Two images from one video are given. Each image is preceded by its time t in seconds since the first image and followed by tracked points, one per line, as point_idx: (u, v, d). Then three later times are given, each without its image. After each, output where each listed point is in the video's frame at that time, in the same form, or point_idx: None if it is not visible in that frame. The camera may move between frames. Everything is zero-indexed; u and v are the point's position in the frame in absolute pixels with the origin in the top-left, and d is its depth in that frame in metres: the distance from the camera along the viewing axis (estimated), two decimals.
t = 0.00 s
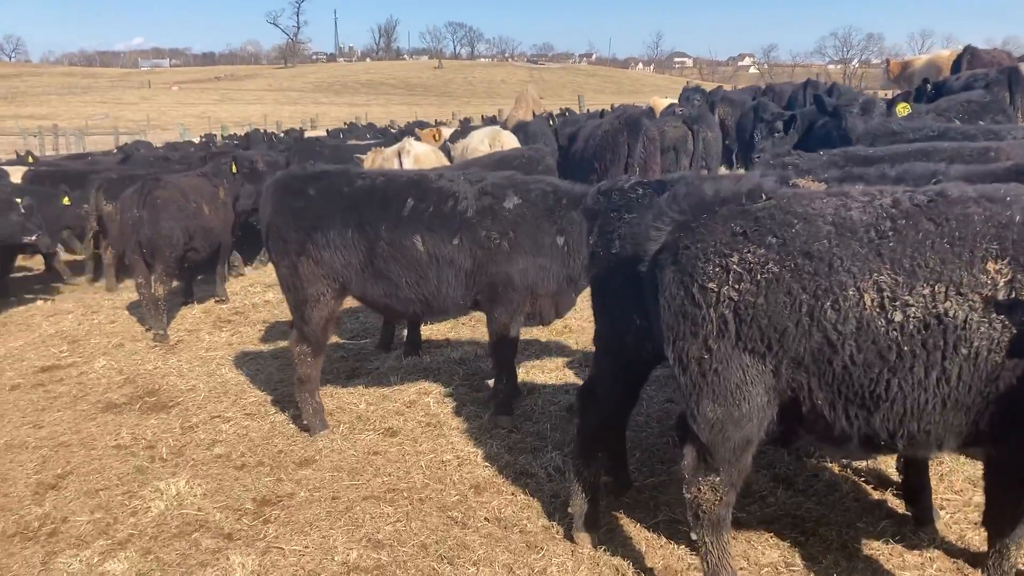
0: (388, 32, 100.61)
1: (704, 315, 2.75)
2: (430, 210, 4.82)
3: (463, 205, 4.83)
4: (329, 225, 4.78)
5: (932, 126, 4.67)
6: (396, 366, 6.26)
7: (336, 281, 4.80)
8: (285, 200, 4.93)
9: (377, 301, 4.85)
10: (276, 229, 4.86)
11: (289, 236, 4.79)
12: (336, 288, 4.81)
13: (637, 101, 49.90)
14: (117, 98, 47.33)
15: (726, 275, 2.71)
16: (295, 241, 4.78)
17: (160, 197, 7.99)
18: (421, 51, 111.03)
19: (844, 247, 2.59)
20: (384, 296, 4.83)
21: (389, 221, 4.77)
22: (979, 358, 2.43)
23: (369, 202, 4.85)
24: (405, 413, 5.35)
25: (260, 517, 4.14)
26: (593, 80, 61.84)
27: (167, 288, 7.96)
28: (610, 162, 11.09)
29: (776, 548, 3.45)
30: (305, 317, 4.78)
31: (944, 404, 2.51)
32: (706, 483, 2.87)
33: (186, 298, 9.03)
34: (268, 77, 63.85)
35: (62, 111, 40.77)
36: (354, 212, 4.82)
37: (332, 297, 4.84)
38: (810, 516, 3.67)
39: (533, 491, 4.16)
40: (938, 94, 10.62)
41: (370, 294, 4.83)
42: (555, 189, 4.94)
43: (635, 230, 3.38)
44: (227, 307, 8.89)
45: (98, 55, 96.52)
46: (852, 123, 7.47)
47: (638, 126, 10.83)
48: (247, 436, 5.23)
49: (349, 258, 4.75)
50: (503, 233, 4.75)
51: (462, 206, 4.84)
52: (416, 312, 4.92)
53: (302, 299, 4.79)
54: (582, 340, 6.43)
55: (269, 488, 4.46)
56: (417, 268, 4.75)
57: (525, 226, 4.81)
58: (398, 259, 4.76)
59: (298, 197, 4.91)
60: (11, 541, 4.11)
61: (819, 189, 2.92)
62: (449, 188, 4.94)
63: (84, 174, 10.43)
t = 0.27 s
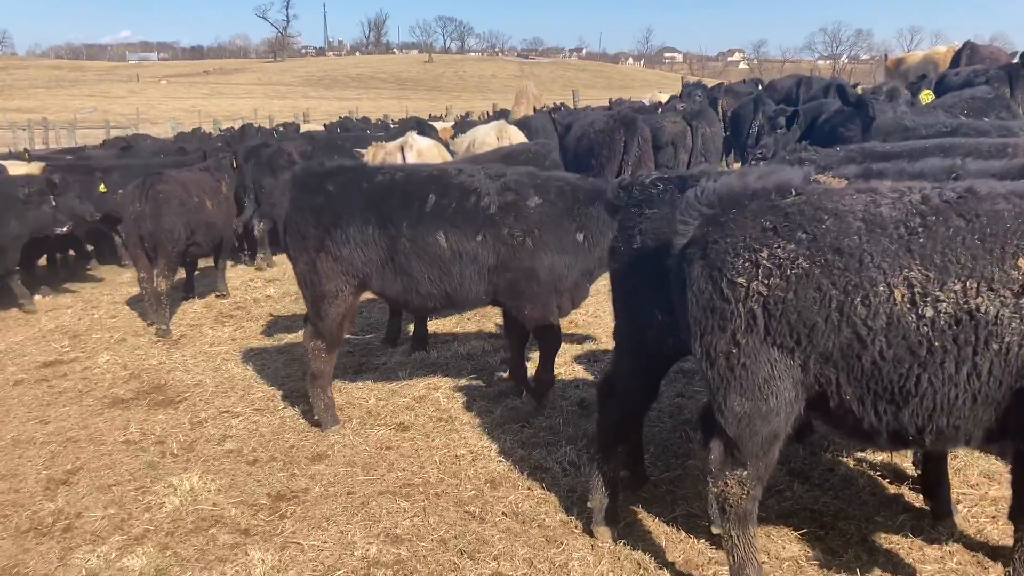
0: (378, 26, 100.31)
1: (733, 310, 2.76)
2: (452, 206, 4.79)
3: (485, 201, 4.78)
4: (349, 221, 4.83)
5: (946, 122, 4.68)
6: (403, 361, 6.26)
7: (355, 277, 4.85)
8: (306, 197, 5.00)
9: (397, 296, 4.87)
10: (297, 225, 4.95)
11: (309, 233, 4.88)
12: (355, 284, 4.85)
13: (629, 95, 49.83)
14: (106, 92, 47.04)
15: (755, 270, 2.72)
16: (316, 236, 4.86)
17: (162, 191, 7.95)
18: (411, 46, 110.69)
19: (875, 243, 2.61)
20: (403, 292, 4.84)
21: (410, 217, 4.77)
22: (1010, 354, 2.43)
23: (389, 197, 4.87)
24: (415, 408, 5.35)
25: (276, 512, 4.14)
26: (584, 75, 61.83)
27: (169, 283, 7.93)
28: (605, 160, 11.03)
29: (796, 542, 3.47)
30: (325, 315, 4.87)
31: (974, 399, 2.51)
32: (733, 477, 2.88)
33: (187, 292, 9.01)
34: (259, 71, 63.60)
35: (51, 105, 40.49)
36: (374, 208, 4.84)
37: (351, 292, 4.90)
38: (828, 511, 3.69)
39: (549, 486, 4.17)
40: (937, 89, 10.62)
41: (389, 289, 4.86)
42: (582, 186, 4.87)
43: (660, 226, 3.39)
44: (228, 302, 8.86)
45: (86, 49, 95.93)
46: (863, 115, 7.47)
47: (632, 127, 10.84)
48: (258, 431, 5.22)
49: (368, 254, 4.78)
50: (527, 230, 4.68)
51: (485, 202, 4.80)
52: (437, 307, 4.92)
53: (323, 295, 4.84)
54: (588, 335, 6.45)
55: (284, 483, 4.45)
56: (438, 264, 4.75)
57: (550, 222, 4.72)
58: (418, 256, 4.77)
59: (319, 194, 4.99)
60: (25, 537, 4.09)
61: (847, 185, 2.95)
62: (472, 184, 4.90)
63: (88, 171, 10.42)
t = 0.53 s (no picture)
0: (367, 20, 99.95)
1: (754, 302, 2.78)
2: (476, 202, 4.95)
3: (508, 197, 4.96)
4: (370, 217, 4.87)
5: (952, 117, 4.69)
6: (405, 355, 6.25)
7: (373, 271, 4.90)
8: (323, 190, 5.02)
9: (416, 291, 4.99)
10: (316, 220, 4.95)
11: (327, 228, 4.90)
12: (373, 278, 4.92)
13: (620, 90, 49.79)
14: (94, 85, 46.72)
15: (778, 263, 2.74)
16: (336, 232, 4.88)
17: (160, 183, 7.90)
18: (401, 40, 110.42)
19: (896, 236, 2.62)
20: (422, 286, 4.96)
21: (432, 212, 4.89)
22: None
23: (410, 192, 4.97)
24: (420, 402, 5.35)
25: (285, 506, 4.12)
26: (573, 70, 61.77)
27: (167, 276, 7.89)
28: (601, 147, 10.55)
29: (808, 535, 3.49)
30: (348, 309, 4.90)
31: (996, 393, 2.52)
32: (753, 470, 2.89)
33: (184, 286, 8.96)
34: (247, 65, 63.29)
35: (39, 98, 40.18)
36: (395, 204, 4.92)
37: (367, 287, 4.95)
38: (838, 503, 3.70)
39: (559, 479, 4.17)
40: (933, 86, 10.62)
41: (408, 284, 4.96)
42: (600, 181, 5.08)
43: (674, 219, 3.39)
44: (225, 296, 8.83)
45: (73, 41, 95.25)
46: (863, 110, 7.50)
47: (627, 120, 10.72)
48: (262, 425, 5.21)
49: (388, 249, 4.86)
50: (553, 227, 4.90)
51: (508, 199, 4.97)
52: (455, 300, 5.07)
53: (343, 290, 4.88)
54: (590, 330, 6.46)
55: (291, 477, 4.43)
56: (461, 260, 4.89)
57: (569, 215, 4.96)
58: (439, 251, 4.89)
59: (337, 188, 5.00)
60: (33, 530, 4.07)
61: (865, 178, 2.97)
62: (492, 179, 5.05)
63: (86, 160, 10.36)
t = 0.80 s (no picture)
0: (356, 16, 99.69)
1: (769, 298, 2.81)
2: (504, 194, 4.96)
3: (534, 188, 5.01)
4: (397, 216, 4.86)
5: (957, 115, 4.67)
6: (405, 352, 6.23)
7: (401, 269, 4.88)
8: (348, 191, 4.99)
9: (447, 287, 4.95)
10: (341, 222, 4.90)
11: (355, 227, 4.85)
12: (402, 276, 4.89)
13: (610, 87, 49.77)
14: (81, 80, 46.40)
15: (795, 258, 2.77)
16: (364, 231, 4.84)
17: (155, 178, 7.83)
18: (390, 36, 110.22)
19: (911, 232, 2.63)
20: (452, 282, 4.93)
21: (462, 207, 4.88)
22: None
23: (438, 189, 4.97)
24: (421, 398, 5.33)
25: (289, 503, 4.09)
26: (563, 67, 61.74)
27: (163, 272, 7.83)
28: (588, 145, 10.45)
29: (816, 531, 3.48)
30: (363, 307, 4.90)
31: (1011, 388, 2.52)
32: (766, 465, 2.92)
33: (178, 282, 8.91)
34: (235, 61, 62.97)
35: (26, 93, 39.88)
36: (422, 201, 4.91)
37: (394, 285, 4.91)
38: (845, 500, 3.70)
39: (564, 475, 4.15)
40: (927, 84, 10.61)
41: (438, 280, 4.93)
42: (612, 168, 5.22)
43: (681, 214, 3.37)
44: (220, 292, 8.77)
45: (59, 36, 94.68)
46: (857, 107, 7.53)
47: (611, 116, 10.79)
48: (262, 422, 5.17)
49: (418, 247, 4.83)
50: (577, 212, 4.98)
51: (533, 190, 5.02)
52: (484, 294, 5.05)
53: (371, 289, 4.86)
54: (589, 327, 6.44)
55: (293, 474, 4.40)
56: (491, 253, 4.87)
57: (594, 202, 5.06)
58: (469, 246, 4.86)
59: (361, 189, 4.98)
60: (34, 528, 4.03)
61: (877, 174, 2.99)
62: (515, 173, 5.09)
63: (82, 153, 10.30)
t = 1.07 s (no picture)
0: (346, 12, 99.36)
1: (791, 295, 2.79)
2: (544, 194, 5.00)
3: (570, 185, 5.06)
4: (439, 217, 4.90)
5: (967, 112, 4.62)
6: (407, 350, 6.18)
7: (438, 269, 4.94)
8: (386, 191, 5.00)
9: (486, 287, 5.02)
10: (382, 222, 4.92)
11: (396, 227, 4.88)
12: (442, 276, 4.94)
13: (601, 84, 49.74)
14: (69, 76, 46.09)
15: (817, 255, 2.75)
16: (407, 232, 4.88)
17: (152, 174, 7.75)
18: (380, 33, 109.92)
19: (936, 228, 2.60)
20: (490, 281, 4.99)
21: (506, 211, 4.92)
22: None
23: (480, 189, 5.00)
24: (424, 396, 5.27)
25: (294, 502, 4.04)
26: (553, 64, 61.65)
27: (159, 269, 7.76)
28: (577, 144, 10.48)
29: (831, 531, 3.45)
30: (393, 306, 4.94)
31: None
32: (786, 465, 2.90)
33: (173, 279, 8.83)
34: (225, 57, 62.66)
35: (13, 88, 39.58)
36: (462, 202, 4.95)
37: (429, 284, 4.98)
38: (859, 498, 3.67)
39: (572, 474, 4.11)
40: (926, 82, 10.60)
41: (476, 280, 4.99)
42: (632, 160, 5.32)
43: (694, 210, 3.32)
44: (216, 289, 8.70)
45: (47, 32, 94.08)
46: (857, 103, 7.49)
47: (595, 111, 10.96)
48: (264, 420, 5.11)
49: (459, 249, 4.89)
50: (608, 202, 5.08)
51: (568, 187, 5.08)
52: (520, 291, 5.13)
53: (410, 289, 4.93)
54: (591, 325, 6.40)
55: (298, 473, 4.34)
56: (531, 253, 4.95)
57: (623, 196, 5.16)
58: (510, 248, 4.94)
59: (400, 188, 4.99)
60: (34, 529, 3.96)
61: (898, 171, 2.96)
62: (550, 170, 5.13)
63: (80, 149, 10.24)
